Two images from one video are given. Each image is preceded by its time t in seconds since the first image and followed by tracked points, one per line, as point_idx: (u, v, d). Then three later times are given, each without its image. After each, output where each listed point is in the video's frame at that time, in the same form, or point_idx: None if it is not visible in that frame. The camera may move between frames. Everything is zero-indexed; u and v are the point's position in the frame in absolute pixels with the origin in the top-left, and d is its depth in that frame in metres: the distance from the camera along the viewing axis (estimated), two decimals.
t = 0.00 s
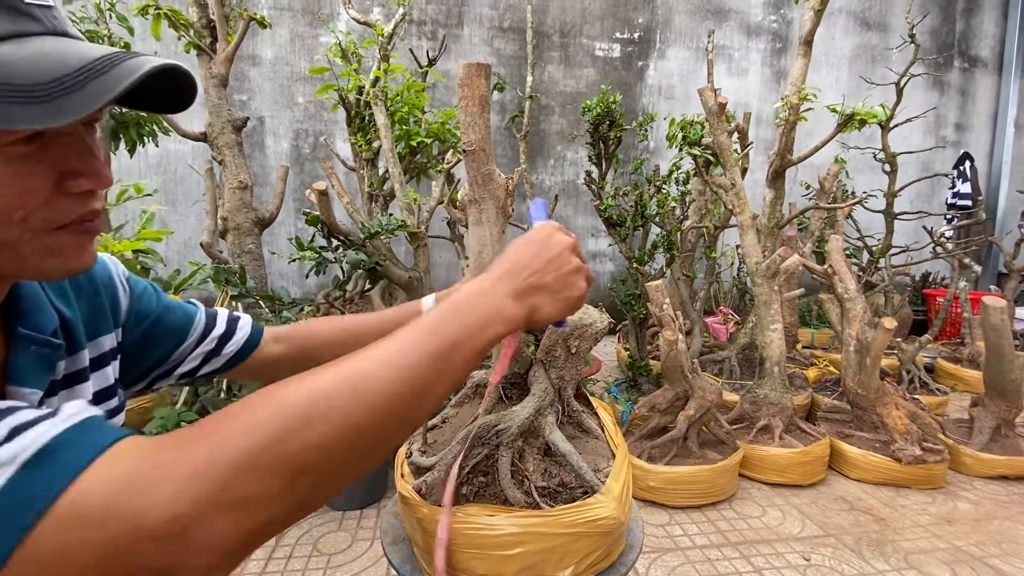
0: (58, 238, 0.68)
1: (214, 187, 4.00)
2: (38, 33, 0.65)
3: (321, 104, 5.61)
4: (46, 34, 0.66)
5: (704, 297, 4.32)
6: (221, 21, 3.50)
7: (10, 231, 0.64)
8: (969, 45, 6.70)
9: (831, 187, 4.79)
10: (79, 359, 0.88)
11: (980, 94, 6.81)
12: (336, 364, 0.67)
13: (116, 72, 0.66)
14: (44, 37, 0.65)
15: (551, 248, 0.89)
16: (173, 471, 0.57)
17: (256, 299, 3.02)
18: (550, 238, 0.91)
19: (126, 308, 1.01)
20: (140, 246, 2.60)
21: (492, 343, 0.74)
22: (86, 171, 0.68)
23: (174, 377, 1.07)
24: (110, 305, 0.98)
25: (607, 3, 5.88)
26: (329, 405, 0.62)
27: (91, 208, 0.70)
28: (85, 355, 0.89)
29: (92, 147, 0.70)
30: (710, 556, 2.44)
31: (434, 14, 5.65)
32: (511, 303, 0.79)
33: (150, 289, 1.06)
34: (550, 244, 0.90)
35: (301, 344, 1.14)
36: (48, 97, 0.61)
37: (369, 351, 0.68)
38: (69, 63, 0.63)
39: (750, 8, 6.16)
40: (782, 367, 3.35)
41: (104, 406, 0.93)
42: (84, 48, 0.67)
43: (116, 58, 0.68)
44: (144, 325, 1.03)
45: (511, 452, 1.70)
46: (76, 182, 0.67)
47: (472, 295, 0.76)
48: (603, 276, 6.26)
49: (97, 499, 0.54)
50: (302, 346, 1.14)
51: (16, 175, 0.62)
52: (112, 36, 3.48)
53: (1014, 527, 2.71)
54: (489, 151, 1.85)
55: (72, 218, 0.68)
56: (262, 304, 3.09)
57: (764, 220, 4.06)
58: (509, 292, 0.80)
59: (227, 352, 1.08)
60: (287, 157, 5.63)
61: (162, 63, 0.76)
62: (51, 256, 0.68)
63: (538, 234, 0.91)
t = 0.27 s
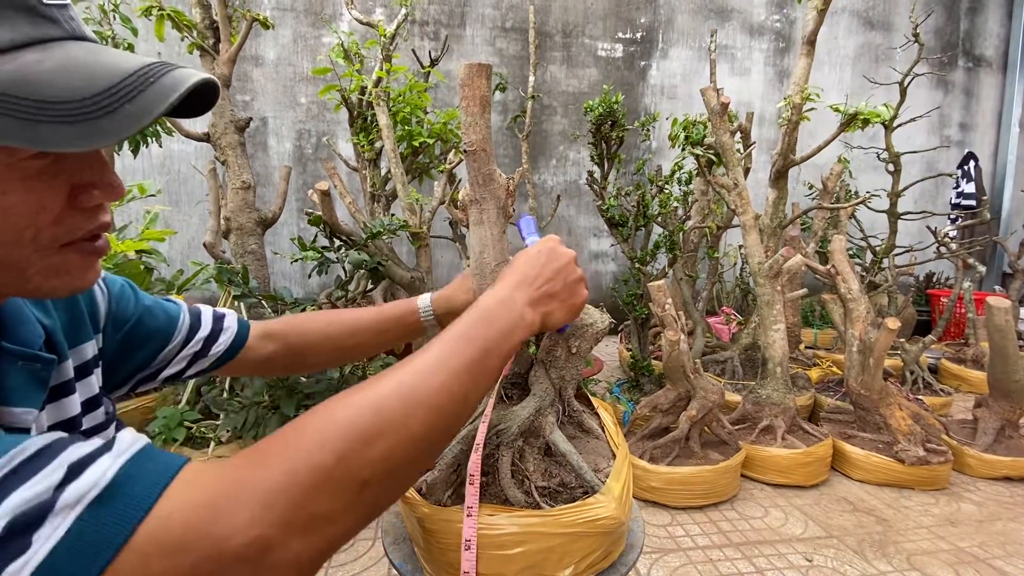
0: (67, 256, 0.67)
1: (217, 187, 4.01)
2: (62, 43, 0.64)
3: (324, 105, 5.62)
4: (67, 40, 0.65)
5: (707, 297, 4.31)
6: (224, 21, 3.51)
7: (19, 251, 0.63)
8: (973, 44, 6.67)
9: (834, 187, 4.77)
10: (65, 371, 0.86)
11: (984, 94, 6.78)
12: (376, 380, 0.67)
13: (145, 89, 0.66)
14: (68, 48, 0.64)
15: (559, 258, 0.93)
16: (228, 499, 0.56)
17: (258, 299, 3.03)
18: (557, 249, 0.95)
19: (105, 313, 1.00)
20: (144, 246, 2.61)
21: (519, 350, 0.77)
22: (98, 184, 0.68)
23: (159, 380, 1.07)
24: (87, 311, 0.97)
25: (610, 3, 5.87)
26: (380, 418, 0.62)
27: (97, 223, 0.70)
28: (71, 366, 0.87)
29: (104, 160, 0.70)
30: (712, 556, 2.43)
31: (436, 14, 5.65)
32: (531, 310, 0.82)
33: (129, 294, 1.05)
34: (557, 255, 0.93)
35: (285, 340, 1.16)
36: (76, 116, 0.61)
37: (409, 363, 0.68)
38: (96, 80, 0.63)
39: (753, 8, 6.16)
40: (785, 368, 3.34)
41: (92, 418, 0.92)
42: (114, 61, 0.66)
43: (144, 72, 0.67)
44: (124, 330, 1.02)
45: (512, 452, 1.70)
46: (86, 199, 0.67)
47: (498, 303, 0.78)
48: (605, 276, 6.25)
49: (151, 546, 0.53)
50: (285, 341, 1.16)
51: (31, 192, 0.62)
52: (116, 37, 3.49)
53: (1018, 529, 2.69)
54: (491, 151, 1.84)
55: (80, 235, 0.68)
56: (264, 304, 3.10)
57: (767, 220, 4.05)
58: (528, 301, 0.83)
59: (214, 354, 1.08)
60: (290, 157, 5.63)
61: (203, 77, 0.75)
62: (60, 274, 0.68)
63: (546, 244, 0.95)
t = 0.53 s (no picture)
0: (52, 264, 0.68)
1: (220, 187, 4.02)
2: (57, 47, 0.64)
3: (327, 105, 5.63)
4: (60, 40, 0.65)
5: (709, 298, 4.30)
6: (228, 22, 3.52)
7: (3, 259, 0.63)
8: (977, 43, 6.65)
9: (838, 186, 4.76)
10: (48, 386, 0.86)
11: (988, 93, 6.76)
12: (373, 421, 0.66)
13: (143, 96, 0.66)
14: (61, 52, 0.64)
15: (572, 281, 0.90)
16: (224, 550, 0.57)
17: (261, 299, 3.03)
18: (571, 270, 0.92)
19: (80, 334, 1.00)
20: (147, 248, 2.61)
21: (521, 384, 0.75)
22: (86, 190, 0.68)
23: (124, 412, 1.06)
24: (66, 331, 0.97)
25: (612, 3, 5.87)
26: (373, 466, 0.62)
27: (85, 230, 0.70)
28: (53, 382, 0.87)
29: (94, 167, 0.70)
30: (715, 557, 2.42)
31: (438, 14, 5.66)
32: (539, 339, 0.80)
33: (103, 319, 1.05)
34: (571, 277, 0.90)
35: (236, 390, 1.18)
36: (76, 122, 0.61)
37: (414, 402, 0.68)
38: (93, 86, 0.63)
39: (755, 8, 6.15)
40: (788, 368, 3.32)
41: (70, 440, 0.90)
42: (111, 66, 0.67)
43: (142, 78, 0.67)
44: (99, 355, 1.01)
45: (515, 453, 1.70)
46: (74, 205, 0.67)
47: (503, 335, 0.76)
48: (608, 276, 6.25)
49: None
50: (235, 388, 1.18)
51: (17, 198, 0.62)
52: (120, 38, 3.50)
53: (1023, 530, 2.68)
54: (493, 151, 1.84)
55: (66, 243, 0.68)
56: (267, 304, 3.11)
57: (770, 220, 4.03)
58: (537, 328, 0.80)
59: (184, 391, 1.10)
60: (293, 157, 5.64)
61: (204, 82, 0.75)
62: (48, 282, 0.68)
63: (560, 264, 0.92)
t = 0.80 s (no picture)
0: (35, 262, 0.68)
1: (222, 187, 4.03)
2: (41, 41, 0.64)
3: (329, 105, 5.64)
4: (43, 34, 0.65)
5: (711, 298, 4.29)
6: (230, 23, 3.52)
7: None
8: (980, 43, 6.64)
9: (840, 186, 4.75)
10: (35, 385, 0.85)
11: (991, 92, 6.73)
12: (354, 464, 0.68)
13: (130, 94, 0.66)
14: (45, 46, 0.64)
15: (556, 301, 0.90)
16: None
17: (263, 299, 3.04)
18: (556, 289, 0.92)
19: (70, 328, 0.99)
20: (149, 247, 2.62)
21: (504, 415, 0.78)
22: (69, 189, 0.68)
23: (122, 404, 1.07)
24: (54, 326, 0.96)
25: (614, 3, 5.86)
26: (358, 512, 0.64)
27: (68, 228, 0.70)
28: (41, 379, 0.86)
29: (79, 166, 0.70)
30: (716, 558, 2.42)
31: (440, 15, 5.66)
32: (522, 367, 0.81)
33: (93, 311, 1.05)
34: (555, 297, 0.91)
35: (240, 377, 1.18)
36: (61, 120, 0.61)
37: (395, 443, 0.69)
38: (79, 83, 0.63)
39: (757, 8, 6.14)
40: (789, 368, 3.32)
41: (58, 440, 0.91)
42: (98, 62, 0.67)
43: (129, 76, 0.67)
44: (91, 348, 1.01)
45: (517, 453, 1.70)
46: (58, 205, 0.67)
47: (484, 367, 0.77)
48: (610, 277, 6.24)
49: None
50: (237, 377, 1.18)
51: None
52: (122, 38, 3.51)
53: None
54: (495, 151, 1.84)
55: (49, 242, 0.68)
56: (269, 304, 3.11)
57: (772, 220, 4.02)
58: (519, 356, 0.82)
59: (183, 381, 1.11)
60: (295, 157, 5.65)
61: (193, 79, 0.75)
62: (34, 280, 0.69)
63: (544, 282, 0.92)
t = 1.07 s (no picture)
0: (40, 270, 0.68)
1: (225, 188, 4.04)
2: (52, 50, 0.64)
3: (331, 106, 5.65)
4: (53, 42, 0.65)
5: (713, 298, 4.28)
6: (232, 24, 3.53)
7: None
8: (983, 43, 6.62)
9: (842, 186, 4.75)
10: (40, 385, 0.86)
11: (995, 92, 6.71)
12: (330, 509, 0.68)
13: (144, 106, 0.66)
14: (56, 54, 0.64)
15: (507, 309, 0.91)
16: None
17: (266, 299, 3.05)
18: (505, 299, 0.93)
19: (75, 324, 0.99)
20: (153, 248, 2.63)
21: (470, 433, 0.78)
22: (75, 197, 0.68)
23: (130, 398, 1.06)
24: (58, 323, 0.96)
25: (615, 3, 5.86)
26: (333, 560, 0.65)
27: (74, 237, 0.70)
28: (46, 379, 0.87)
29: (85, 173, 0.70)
30: (719, 558, 2.42)
31: (442, 15, 5.66)
32: (479, 383, 0.82)
33: (95, 306, 1.05)
34: (505, 307, 0.91)
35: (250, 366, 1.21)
36: (73, 133, 0.61)
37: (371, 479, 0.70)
38: (92, 95, 0.64)
39: (760, 7, 6.13)
40: (792, 369, 3.31)
41: (64, 439, 0.90)
42: (111, 72, 0.67)
43: (142, 87, 0.67)
44: (96, 344, 1.01)
45: (520, 453, 1.70)
46: (64, 213, 0.67)
47: (437, 395, 0.79)
48: (611, 277, 6.24)
49: None
50: (245, 367, 1.20)
51: (6, 206, 0.62)
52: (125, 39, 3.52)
53: None
54: (498, 152, 1.84)
55: (57, 249, 0.68)
56: (272, 305, 3.12)
57: (774, 220, 4.01)
58: (475, 374, 0.83)
59: (191, 372, 1.11)
60: (297, 158, 5.66)
61: (211, 89, 0.75)
62: (40, 286, 0.69)
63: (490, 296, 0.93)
